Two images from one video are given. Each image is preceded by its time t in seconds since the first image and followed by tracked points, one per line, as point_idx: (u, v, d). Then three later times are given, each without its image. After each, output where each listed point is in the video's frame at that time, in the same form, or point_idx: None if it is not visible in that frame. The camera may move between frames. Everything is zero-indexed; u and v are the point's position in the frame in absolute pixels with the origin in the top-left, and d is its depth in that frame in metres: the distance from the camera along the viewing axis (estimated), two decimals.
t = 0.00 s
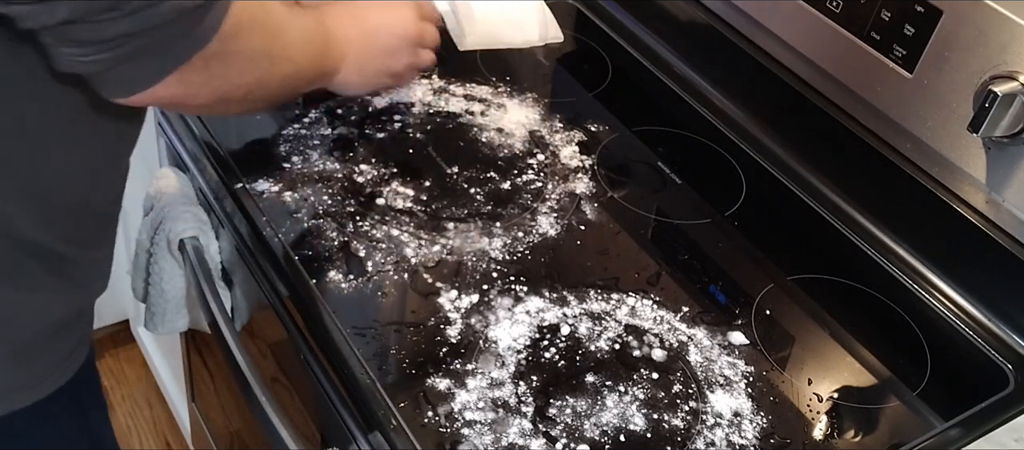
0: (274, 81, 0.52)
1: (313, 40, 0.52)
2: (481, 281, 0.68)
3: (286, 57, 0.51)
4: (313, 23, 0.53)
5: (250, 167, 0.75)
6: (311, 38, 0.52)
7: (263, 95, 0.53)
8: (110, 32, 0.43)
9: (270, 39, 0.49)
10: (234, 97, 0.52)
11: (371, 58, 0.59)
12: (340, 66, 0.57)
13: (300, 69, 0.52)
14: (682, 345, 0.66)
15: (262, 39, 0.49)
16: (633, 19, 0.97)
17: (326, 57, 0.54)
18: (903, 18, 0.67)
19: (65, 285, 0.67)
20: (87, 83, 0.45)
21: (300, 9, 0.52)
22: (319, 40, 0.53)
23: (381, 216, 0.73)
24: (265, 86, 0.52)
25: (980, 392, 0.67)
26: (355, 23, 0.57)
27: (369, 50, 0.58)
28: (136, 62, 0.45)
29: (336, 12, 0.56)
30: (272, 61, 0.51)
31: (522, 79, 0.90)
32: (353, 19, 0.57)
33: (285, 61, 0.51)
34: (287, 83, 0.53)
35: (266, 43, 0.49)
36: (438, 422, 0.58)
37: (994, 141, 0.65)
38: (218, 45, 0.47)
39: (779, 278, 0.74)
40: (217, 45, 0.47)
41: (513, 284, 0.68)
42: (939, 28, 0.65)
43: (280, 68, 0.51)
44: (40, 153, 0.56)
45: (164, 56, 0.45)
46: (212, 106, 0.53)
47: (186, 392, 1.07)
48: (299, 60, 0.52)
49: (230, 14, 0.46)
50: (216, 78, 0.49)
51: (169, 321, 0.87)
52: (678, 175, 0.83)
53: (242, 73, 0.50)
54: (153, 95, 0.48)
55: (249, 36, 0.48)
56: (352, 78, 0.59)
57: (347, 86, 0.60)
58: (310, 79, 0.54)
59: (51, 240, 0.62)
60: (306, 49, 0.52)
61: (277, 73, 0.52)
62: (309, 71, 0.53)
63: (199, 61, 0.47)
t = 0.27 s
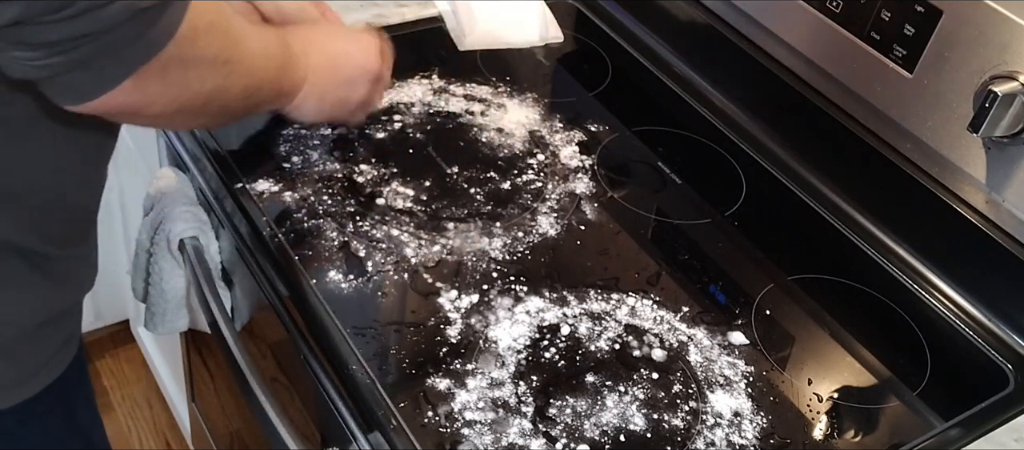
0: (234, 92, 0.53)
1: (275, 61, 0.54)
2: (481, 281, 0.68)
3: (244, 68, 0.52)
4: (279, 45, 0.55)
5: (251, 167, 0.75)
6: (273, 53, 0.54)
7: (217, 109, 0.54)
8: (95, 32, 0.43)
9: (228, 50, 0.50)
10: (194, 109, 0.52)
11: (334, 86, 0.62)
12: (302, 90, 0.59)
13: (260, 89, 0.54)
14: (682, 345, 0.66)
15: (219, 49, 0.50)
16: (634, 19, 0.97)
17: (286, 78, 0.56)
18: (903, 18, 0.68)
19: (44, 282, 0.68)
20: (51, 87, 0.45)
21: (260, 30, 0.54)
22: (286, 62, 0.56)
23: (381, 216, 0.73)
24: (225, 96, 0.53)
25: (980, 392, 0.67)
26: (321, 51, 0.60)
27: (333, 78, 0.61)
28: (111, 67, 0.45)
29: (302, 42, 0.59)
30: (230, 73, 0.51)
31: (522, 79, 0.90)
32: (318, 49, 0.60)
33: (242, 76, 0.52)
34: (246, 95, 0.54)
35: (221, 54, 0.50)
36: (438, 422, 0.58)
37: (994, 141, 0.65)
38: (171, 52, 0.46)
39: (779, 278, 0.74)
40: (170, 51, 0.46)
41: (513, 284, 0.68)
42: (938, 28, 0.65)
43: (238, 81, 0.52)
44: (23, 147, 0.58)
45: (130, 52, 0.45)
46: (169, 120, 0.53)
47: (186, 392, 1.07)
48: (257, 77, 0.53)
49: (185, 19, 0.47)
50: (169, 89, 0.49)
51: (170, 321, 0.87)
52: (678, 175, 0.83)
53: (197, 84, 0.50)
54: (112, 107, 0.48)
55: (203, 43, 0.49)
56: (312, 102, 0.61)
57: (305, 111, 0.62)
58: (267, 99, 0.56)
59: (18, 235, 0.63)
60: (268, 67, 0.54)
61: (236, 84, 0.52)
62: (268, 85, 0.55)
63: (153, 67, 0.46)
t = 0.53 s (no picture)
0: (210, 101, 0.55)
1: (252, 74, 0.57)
2: (481, 281, 0.68)
3: (216, 78, 0.54)
4: (260, 55, 0.58)
5: (251, 167, 0.75)
6: (247, 64, 0.56)
7: (189, 122, 0.55)
8: (75, 29, 0.43)
9: (201, 61, 0.52)
10: (164, 120, 0.53)
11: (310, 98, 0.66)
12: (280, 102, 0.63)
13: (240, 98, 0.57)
14: (682, 345, 0.66)
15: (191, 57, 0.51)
16: (634, 19, 0.97)
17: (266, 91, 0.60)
18: (903, 18, 0.68)
19: (36, 283, 0.68)
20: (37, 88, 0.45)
21: (239, 42, 0.57)
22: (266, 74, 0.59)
23: (381, 216, 0.73)
24: (196, 106, 0.54)
25: (980, 392, 0.67)
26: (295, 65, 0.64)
27: (306, 92, 0.65)
28: (89, 61, 0.45)
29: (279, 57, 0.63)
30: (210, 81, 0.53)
31: (522, 79, 0.90)
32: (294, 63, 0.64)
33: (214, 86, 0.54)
34: (217, 107, 0.55)
35: (191, 63, 0.51)
36: (438, 422, 0.58)
37: (994, 141, 0.65)
38: (135, 60, 0.47)
39: (779, 278, 0.74)
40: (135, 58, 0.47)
41: (513, 284, 0.68)
42: (938, 28, 0.66)
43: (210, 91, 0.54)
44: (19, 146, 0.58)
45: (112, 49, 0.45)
46: (138, 132, 0.54)
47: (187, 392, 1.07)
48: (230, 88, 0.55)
49: (149, 27, 0.47)
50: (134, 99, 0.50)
51: (170, 321, 0.87)
52: (678, 175, 0.83)
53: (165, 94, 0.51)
54: (89, 111, 0.48)
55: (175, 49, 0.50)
56: (291, 116, 0.66)
57: (285, 119, 0.65)
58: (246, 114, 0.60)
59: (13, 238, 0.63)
60: (246, 77, 0.56)
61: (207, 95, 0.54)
62: (241, 96, 0.57)
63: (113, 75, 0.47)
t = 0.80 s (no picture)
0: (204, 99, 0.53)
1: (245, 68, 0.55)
2: (481, 280, 0.68)
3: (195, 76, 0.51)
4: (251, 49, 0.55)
5: (251, 167, 0.75)
6: (237, 61, 0.54)
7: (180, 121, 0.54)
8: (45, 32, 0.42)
9: (179, 64, 0.50)
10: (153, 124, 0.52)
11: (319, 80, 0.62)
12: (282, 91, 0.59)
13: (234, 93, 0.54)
14: (682, 345, 0.66)
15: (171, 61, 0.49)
16: (634, 19, 0.97)
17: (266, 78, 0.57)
18: (903, 18, 0.68)
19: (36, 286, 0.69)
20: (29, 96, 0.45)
21: (230, 42, 0.54)
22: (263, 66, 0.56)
23: (382, 216, 0.73)
24: (176, 107, 0.52)
25: (980, 392, 0.67)
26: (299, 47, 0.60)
27: (313, 78, 0.61)
28: (58, 63, 0.44)
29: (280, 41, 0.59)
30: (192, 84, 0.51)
31: (522, 79, 0.90)
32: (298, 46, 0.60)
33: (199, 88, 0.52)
34: (206, 110, 0.53)
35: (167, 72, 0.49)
36: (438, 422, 0.58)
37: (994, 141, 0.65)
38: (107, 66, 0.46)
39: (779, 278, 0.74)
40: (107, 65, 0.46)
41: (513, 284, 0.68)
42: (938, 28, 0.66)
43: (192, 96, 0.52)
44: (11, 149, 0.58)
45: (75, 50, 0.44)
46: (118, 138, 0.53)
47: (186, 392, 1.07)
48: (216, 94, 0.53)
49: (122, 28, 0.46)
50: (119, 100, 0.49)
51: (170, 321, 0.87)
52: (677, 175, 0.83)
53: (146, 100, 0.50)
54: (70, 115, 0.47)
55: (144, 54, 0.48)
56: (298, 104, 0.61)
57: (291, 111, 0.61)
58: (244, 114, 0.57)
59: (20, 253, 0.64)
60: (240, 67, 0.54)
61: (192, 103, 0.52)
62: (229, 97, 0.54)
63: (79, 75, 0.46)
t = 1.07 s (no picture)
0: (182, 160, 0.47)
1: (246, 123, 0.49)
2: (481, 281, 0.68)
3: (173, 126, 0.45)
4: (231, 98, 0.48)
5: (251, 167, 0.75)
6: (222, 109, 0.47)
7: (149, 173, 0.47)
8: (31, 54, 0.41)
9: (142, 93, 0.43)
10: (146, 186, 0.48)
11: (322, 141, 0.54)
12: (274, 147, 0.52)
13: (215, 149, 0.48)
14: (682, 345, 0.66)
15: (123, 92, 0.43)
16: (634, 19, 0.97)
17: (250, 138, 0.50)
18: (903, 18, 0.68)
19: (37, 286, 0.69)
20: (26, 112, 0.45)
21: (193, 83, 0.47)
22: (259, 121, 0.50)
23: (382, 216, 0.73)
24: (148, 157, 0.45)
25: (980, 392, 0.67)
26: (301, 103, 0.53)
27: (311, 134, 0.53)
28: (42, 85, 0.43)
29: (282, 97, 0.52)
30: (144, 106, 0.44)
31: (522, 79, 0.90)
32: (297, 100, 0.53)
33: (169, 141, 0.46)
34: (181, 159, 0.47)
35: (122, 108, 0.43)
36: (438, 422, 0.58)
37: (994, 140, 0.65)
38: (72, 112, 0.42)
39: (779, 278, 0.74)
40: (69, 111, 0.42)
41: (513, 284, 0.68)
42: (938, 29, 0.66)
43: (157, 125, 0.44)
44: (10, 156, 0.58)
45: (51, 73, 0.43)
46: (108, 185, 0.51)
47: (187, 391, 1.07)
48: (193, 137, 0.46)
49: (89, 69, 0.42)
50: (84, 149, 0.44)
51: (170, 321, 0.87)
52: (677, 175, 0.83)
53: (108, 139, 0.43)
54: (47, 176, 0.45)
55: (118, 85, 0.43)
56: (290, 163, 0.53)
57: (280, 171, 0.54)
58: (202, 163, 0.48)
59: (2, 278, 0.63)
60: (229, 127, 0.48)
61: (148, 132, 0.44)
62: (215, 144, 0.47)
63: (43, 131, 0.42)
